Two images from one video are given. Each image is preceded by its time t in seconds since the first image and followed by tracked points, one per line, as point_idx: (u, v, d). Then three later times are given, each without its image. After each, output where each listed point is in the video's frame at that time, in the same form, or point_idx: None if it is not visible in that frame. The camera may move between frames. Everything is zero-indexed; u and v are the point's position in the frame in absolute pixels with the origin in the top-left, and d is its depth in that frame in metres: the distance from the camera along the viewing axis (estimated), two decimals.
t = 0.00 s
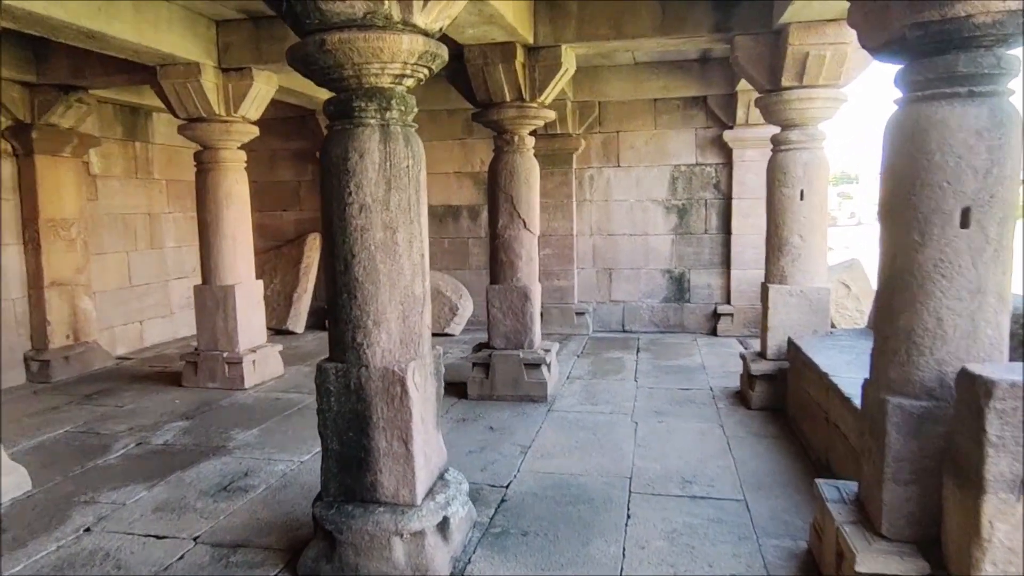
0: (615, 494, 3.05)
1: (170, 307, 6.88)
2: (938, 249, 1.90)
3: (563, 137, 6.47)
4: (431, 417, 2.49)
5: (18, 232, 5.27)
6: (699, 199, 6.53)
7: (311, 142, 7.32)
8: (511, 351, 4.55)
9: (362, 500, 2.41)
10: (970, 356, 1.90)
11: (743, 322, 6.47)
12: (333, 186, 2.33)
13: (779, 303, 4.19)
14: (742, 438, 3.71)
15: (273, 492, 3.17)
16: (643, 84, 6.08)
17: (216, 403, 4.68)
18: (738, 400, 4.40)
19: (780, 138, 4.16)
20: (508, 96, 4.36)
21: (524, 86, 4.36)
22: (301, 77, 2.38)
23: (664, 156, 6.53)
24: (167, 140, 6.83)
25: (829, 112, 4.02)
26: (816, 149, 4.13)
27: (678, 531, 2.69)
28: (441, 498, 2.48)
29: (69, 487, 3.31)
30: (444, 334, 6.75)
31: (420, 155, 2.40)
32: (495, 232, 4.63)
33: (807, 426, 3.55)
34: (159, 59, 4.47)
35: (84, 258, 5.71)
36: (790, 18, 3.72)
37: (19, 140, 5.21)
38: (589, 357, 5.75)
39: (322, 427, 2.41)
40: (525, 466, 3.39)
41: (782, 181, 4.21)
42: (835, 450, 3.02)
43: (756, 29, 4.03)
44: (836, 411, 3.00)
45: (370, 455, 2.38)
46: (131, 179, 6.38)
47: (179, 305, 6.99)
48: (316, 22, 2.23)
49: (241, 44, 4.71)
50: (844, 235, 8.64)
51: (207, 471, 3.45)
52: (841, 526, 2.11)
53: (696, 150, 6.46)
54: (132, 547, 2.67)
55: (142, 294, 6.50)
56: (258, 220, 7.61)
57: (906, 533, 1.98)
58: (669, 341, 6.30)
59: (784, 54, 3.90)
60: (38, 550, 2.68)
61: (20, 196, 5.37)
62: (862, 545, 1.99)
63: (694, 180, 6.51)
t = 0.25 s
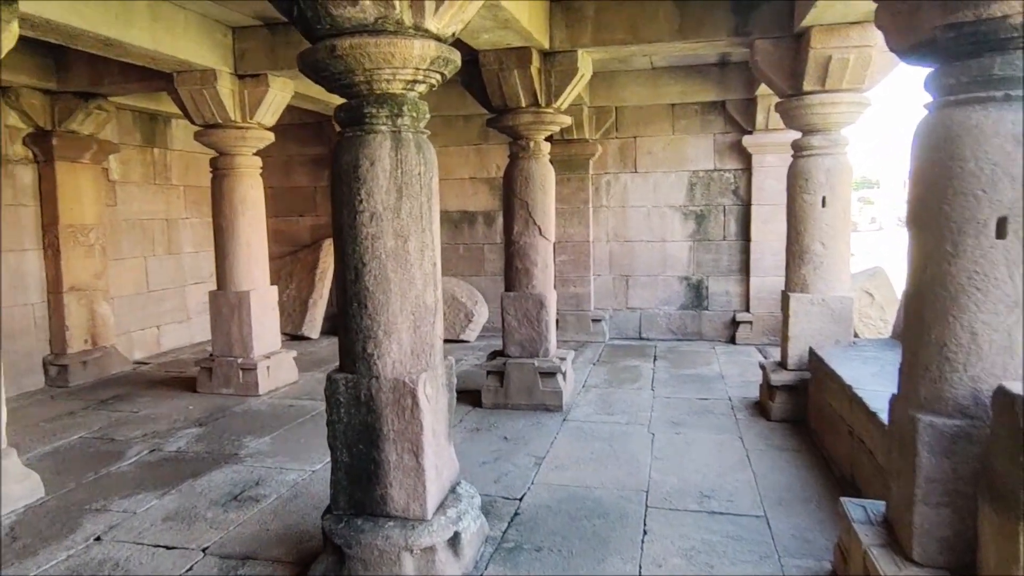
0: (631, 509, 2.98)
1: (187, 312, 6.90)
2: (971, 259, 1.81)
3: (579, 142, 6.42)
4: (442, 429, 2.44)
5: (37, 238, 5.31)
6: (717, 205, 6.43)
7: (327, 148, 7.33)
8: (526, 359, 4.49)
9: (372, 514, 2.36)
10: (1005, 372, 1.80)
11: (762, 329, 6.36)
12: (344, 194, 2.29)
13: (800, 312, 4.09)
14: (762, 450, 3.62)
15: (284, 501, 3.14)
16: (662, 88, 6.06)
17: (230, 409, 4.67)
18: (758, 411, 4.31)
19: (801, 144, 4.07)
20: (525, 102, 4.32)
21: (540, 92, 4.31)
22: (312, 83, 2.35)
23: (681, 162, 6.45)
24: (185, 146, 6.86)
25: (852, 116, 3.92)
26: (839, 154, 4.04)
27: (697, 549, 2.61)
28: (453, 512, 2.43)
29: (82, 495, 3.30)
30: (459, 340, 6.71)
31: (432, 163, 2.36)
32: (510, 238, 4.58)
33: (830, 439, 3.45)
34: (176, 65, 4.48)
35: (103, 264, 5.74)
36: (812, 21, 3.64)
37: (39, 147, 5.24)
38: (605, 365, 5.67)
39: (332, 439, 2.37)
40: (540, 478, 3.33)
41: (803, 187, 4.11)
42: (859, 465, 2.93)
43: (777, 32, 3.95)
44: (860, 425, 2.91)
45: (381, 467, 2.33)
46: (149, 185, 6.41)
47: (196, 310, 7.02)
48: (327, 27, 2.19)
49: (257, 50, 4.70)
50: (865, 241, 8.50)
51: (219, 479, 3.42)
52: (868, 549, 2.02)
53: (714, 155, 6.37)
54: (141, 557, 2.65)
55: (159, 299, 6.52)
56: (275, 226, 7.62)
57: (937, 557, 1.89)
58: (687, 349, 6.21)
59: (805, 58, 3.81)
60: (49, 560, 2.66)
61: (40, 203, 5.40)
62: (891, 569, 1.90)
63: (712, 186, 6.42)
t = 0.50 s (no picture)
0: (643, 518, 2.92)
1: (199, 314, 6.92)
2: (999, 266, 1.75)
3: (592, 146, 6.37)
4: (451, 437, 2.40)
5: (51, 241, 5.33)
6: (731, 210, 6.36)
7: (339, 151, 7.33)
8: (537, 364, 4.44)
9: (379, 523, 2.33)
10: None
11: (776, 335, 6.28)
12: (352, 198, 2.26)
13: (816, 318, 4.02)
14: (777, 460, 3.55)
15: (292, 508, 3.10)
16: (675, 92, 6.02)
17: (240, 413, 4.65)
18: (772, 419, 4.24)
19: (817, 147, 4.01)
20: (536, 105, 4.28)
21: (552, 95, 4.27)
22: (321, 85, 2.32)
23: (695, 165, 6.38)
24: (198, 149, 6.88)
25: (870, 119, 3.85)
26: (856, 158, 3.97)
27: (710, 561, 2.55)
28: (461, 522, 2.38)
29: (90, 499, 3.28)
30: (470, 345, 6.67)
31: (442, 167, 2.33)
32: (521, 242, 4.54)
33: (848, 449, 3.38)
34: (188, 69, 4.48)
35: (115, 266, 5.76)
36: (829, 23, 3.57)
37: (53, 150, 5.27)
38: (617, 370, 5.62)
39: (339, 447, 2.34)
40: (550, 486, 3.28)
41: (819, 192, 4.04)
42: (878, 477, 2.86)
43: (794, 34, 3.89)
44: (879, 435, 2.84)
45: (388, 476, 2.30)
46: (162, 188, 6.43)
47: (207, 313, 7.03)
48: (335, 29, 2.17)
49: (269, 54, 4.70)
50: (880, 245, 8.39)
51: (227, 484, 3.40)
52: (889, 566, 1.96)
53: (728, 159, 6.30)
54: (147, 563, 2.63)
55: (171, 302, 6.54)
56: (287, 229, 7.63)
57: None
58: (699, 354, 6.14)
59: (822, 60, 3.75)
60: (55, 565, 2.64)
61: (54, 205, 5.42)
62: None
63: (726, 190, 6.35)
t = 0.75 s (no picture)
0: (659, 531, 2.84)
1: (211, 317, 6.90)
2: None
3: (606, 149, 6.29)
4: (460, 447, 2.33)
5: (63, 242, 5.33)
6: (748, 214, 6.26)
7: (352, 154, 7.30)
8: (550, 370, 4.37)
9: (386, 535, 2.26)
10: None
11: (794, 342, 6.16)
12: (360, 200, 2.20)
13: (837, 326, 3.92)
14: (797, 471, 3.45)
15: (299, 516, 3.05)
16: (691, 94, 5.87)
17: (249, 417, 4.61)
18: (791, 429, 4.13)
19: (838, 150, 3.92)
20: (550, 106, 4.22)
21: (566, 96, 4.21)
22: (330, 85, 2.26)
23: (711, 169, 6.29)
24: (211, 152, 6.88)
25: (893, 121, 3.75)
26: (878, 162, 3.87)
27: None
28: (471, 534, 2.31)
29: (97, 504, 3.25)
30: (482, 350, 6.59)
31: (453, 168, 2.27)
32: (534, 247, 4.47)
33: (871, 461, 3.27)
34: (200, 71, 4.46)
35: (128, 269, 5.76)
36: (852, 22, 3.48)
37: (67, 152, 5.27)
38: (632, 377, 5.53)
39: (346, 456, 2.27)
40: (562, 496, 3.20)
41: (840, 196, 3.94)
42: (903, 491, 2.76)
43: (815, 34, 3.79)
44: (905, 448, 2.74)
45: (396, 486, 2.23)
46: (175, 191, 6.43)
47: (219, 315, 7.01)
48: (344, 27, 2.11)
49: (281, 55, 4.67)
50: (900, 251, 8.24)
51: (235, 490, 3.35)
52: None
53: (745, 163, 6.21)
54: (151, 572, 2.58)
55: (184, 304, 6.53)
56: (299, 232, 7.61)
57: None
58: (715, 361, 6.03)
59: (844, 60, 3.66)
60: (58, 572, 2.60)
61: (68, 207, 5.42)
62: None
63: (743, 194, 6.25)
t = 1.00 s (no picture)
0: (672, 542, 2.75)
1: (219, 319, 6.87)
2: None
3: (617, 151, 6.21)
4: (468, 454, 2.26)
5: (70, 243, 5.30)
6: (761, 217, 6.16)
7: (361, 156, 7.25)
8: (559, 375, 4.29)
9: (390, 546, 2.19)
10: None
11: (809, 347, 6.05)
12: (365, 200, 2.13)
13: (855, 331, 3.81)
14: (814, 481, 3.35)
15: (302, 523, 2.98)
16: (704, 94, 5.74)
17: (255, 421, 4.56)
18: (807, 436, 4.03)
19: (856, 151, 3.83)
20: (561, 107, 4.15)
21: (577, 96, 4.14)
22: (334, 81, 2.20)
23: (723, 171, 6.19)
24: (220, 154, 6.85)
25: (913, 122, 3.65)
26: (897, 163, 3.77)
27: None
28: (478, 545, 2.24)
29: (99, 509, 3.20)
30: (490, 354, 6.52)
31: (461, 168, 2.19)
32: (544, 249, 4.40)
33: (891, 471, 3.17)
34: (207, 71, 4.42)
35: (135, 270, 5.73)
36: (871, 20, 3.39)
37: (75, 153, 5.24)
38: (642, 382, 5.44)
39: (350, 463, 2.20)
40: (573, 505, 3.12)
41: (859, 198, 3.83)
42: (926, 504, 2.66)
43: (833, 32, 3.70)
44: (929, 459, 2.64)
45: (400, 496, 2.16)
46: (183, 192, 6.40)
47: (227, 317, 6.97)
48: (349, 22, 2.05)
49: (289, 55, 4.63)
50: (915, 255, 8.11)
51: (238, 496, 3.29)
52: None
53: (759, 165, 6.11)
54: None
55: (191, 306, 6.50)
56: (307, 234, 7.57)
57: None
58: (728, 366, 5.93)
59: (862, 59, 3.57)
60: None
61: (75, 209, 5.38)
62: None
63: (756, 197, 6.15)
